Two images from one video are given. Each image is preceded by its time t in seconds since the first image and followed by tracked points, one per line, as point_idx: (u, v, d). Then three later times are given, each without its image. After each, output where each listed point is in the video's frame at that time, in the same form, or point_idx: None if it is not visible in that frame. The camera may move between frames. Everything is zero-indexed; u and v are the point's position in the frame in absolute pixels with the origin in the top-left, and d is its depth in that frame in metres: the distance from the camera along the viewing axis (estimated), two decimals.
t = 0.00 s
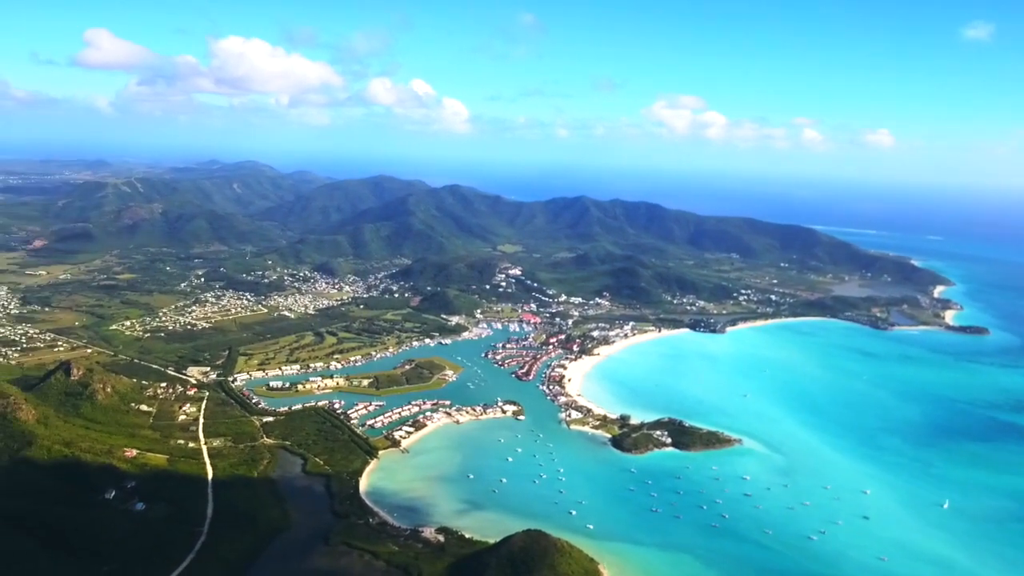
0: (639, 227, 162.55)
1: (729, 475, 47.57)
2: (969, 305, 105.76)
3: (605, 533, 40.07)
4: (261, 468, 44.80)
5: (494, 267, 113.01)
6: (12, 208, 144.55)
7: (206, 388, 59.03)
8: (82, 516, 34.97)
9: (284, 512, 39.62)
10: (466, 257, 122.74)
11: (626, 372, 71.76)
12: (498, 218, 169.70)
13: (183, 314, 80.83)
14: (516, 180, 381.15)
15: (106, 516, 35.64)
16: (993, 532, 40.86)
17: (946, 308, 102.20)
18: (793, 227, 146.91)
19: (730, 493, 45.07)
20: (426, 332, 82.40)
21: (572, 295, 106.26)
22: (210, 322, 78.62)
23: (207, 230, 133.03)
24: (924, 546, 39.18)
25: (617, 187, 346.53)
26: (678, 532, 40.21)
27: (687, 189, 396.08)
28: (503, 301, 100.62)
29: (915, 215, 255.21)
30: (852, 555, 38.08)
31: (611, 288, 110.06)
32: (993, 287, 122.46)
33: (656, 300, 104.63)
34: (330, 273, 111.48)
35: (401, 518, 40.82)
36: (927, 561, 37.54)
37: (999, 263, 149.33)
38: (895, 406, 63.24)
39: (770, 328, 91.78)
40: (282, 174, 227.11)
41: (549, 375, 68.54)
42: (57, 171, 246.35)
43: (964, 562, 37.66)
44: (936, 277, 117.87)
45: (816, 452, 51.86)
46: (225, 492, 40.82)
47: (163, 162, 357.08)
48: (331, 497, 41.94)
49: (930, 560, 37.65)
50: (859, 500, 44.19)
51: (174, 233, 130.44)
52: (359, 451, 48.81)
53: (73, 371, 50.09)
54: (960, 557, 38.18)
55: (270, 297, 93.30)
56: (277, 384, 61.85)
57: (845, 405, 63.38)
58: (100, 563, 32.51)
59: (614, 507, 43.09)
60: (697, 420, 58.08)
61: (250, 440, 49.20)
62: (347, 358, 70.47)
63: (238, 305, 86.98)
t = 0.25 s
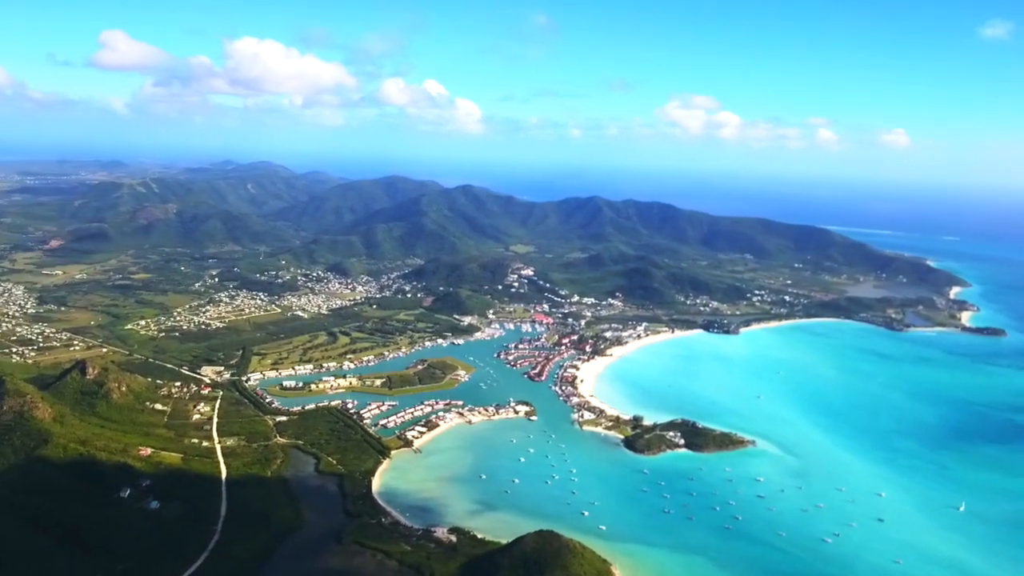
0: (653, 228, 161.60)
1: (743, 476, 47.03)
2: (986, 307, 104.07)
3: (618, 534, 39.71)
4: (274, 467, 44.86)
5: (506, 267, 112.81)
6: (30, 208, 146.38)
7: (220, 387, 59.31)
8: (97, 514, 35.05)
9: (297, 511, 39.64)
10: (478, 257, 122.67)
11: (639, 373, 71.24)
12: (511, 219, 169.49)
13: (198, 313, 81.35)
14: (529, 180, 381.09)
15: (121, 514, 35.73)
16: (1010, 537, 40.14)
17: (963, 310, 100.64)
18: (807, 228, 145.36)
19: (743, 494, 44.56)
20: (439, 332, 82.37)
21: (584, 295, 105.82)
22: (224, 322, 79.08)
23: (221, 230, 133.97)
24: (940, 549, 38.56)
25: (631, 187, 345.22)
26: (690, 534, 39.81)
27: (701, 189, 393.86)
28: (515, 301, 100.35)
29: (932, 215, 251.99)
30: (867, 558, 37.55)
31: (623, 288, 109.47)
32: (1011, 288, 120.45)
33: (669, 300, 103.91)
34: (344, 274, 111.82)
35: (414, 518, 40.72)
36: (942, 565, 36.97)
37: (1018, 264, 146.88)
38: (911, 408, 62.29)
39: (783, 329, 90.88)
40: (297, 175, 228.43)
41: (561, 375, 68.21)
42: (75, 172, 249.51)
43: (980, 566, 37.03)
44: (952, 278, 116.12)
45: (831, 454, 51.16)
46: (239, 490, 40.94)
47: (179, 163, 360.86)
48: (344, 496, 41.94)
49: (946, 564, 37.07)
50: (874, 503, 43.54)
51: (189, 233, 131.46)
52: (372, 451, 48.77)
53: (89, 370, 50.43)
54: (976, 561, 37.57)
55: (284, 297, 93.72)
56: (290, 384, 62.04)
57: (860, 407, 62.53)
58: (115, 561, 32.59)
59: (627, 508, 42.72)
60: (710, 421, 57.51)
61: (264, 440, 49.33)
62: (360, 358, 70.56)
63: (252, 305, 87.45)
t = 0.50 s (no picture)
0: (666, 228, 160.66)
1: (756, 478, 46.46)
2: (1005, 308, 102.35)
3: (631, 535, 39.36)
4: (288, 467, 44.97)
5: (519, 268, 112.60)
6: (49, 209, 148.31)
7: (235, 387, 59.64)
8: (113, 511, 35.22)
9: (310, 510, 39.70)
10: (491, 258, 122.60)
11: (653, 374, 70.70)
12: (524, 219, 169.33)
13: (212, 313, 81.92)
14: (541, 181, 380.80)
15: (137, 511, 35.88)
16: None
17: (980, 311, 99.02)
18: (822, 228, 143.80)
19: (757, 496, 44.02)
20: (452, 332, 82.35)
21: (598, 296, 105.39)
22: (239, 321, 79.57)
23: (236, 230, 135.00)
24: (957, 553, 37.89)
25: (644, 187, 343.85)
26: (704, 535, 39.39)
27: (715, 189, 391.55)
28: (528, 302, 100.10)
29: (949, 216, 248.56)
30: (883, 562, 36.97)
31: (637, 289, 108.87)
32: None
33: (683, 301, 103.20)
34: (357, 274, 112.22)
35: (426, 518, 40.63)
36: (959, 569, 36.34)
37: None
38: (927, 410, 61.32)
39: (798, 331, 89.89)
40: (310, 175, 229.82)
41: (574, 376, 67.89)
42: (92, 172, 252.75)
43: (998, 570, 36.34)
44: (969, 279, 114.31)
45: (846, 457, 50.43)
46: (253, 489, 41.05)
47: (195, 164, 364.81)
48: (357, 496, 41.94)
49: (963, 568, 36.42)
50: (889, 506, 42.87)
51: (204, 233, 132.60)
52: (384, 451, 48.74)
53: (105, 369, 50.84)
54: (994, 565, 36.86)
55: (297, 297, 94.16)
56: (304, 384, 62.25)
57: (876, 408, 61.64)
58: (129, 559, 32.70)
59: (640, 510, 42.34)
60: (724, 423, 56.92)
61: (278, 439, 49.48)
62: (374, 358, 70.66)
63: (266, 305, 87.96)
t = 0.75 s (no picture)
0: (679, 229, 159.66)
1: (770, 480, 45.89)
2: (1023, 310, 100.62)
3: (643, 536, 39.00)
4: (300, 466, 45.00)
5: (531, 268, 112.30)
6: (65, 209, 149.99)
7: (248, 386, 59.87)
8: (125, 510, 35.18)
9: (323, 510, 39.69)
10: (503, 258, 122.54)
11: (665, 375, 70.16)
12: (536, 220, 169.02)
13: (226, 313, 82.37)
14: (554, 181, 380.36)
15: (149, 510, 35.91)
16: None
17: (997, 313, 97.39)
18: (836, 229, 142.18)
19: (770, 498, 43.48)
20: (464, 333, 82.26)
21: (610, 296, 104.89)
22: (252, 322, 79.94)
23: (249, 231, 135.85)
24: (974, 557, 37.25)
25: (657, 188, 342.35)
26: (716, 537, 38.98)
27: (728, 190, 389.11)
28: (540, 302, 99.78)
29: (967, 216, 245.13)
30: (898, 565, 36.41)
31: (649, 289, 108.21)
32: None
33: (696, 302, 102.42)
34: (370, 274, 112.49)
35: (438, 518, 40.51)
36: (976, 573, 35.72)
37: None
38: (943, 412, 60.37)
39: (812, 332, 88.90)
40: (323, 176, 230.99)
41: (586, 377, 67.51)
42: (107, 172, 255.72)
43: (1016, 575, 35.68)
44: (985, 281, 112.52)
45: (860, 459, 49.69)
46: (265, 489, 41.11)
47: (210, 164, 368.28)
48: (369, 496, 41.88)
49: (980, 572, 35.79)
50: (904, 508, 42.24)
51: (218, 234, 133.57)
52: (397, 451, 48.68)
53: (119, 369, 51.18)
54: (1012, 570, 36.20)
55: (310, 297, 94.53)
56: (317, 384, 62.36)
57: (891, 410, 60.78)
58: (144, 557, 32.69)
59: (653, 511, 41.96)
60: (737, 424, 56.32)
61: (290, 439, 49.57)
62: (386, 359, 70.69)
63: (279, 305, 88.35)
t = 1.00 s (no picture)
0: (694, 230, 158.46)
1: (785, 482, 45.25)
2: None
3: (657, 538, 38.59)
4: (315, 466, 45.05)
5: (545, 269, 111.94)
6: (84, 210, 151.87)
7: (263, 386, 60.13)
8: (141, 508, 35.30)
9: (337, 510, 39.69)
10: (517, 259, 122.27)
11: (680, 377, 69.54)
12: (550, 221, 168.63)
13: (241, 313, 82.87)
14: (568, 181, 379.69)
15: (165, 509, 36.03)
16: None
17: (1016, 315, 95.55)
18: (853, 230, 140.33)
19: (785, 501, 42.87)
20: (477, 333, 82.14)
21: (624, 297, 104.32)
22: (267, 322, 80.36)
23: (264, 232, 136.76)
24: (992, 562, 36.50)
25: (672, 189, 340.54)
26: (730, 539, 38.48)
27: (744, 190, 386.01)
28: (554, 303, 99.41)
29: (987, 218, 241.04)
30: (916, 570, 35.76)
31: (664, 290, 107.45)
32: None
33: (711, 304, 101.54)
34: (384, 275, 112.77)
35: (452, 519, 40.38)
36: None
37: None
38: (961, 415, 59.26)
39: (827, 334, 87.77)
40: (338, 177, 232.25)
41: (600, 378, 67.10)
42: (125, 174, 259.12)
43: None
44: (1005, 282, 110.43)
45: (877, 462, 48.87)
46: (280, 488, 41.18)
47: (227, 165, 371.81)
48: (383, 496, 41.83)
49: None
50: (921, 512, 41.48)
51: (234, 234, 134.60)
52: (411, 451, 48.63)
53: (136, 368, 51.57)
54: None
55: (325, 297, 94.92)
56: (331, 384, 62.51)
57: (908, 413, 59.81)
58: (159, 556, 32.72)
59: (667, 513, 41.51)
60: (752, 426, 55.66)
61: (305, 439, 49.66)
62: (400, 359, 70.72)
63: (294, 305, 88.78)
